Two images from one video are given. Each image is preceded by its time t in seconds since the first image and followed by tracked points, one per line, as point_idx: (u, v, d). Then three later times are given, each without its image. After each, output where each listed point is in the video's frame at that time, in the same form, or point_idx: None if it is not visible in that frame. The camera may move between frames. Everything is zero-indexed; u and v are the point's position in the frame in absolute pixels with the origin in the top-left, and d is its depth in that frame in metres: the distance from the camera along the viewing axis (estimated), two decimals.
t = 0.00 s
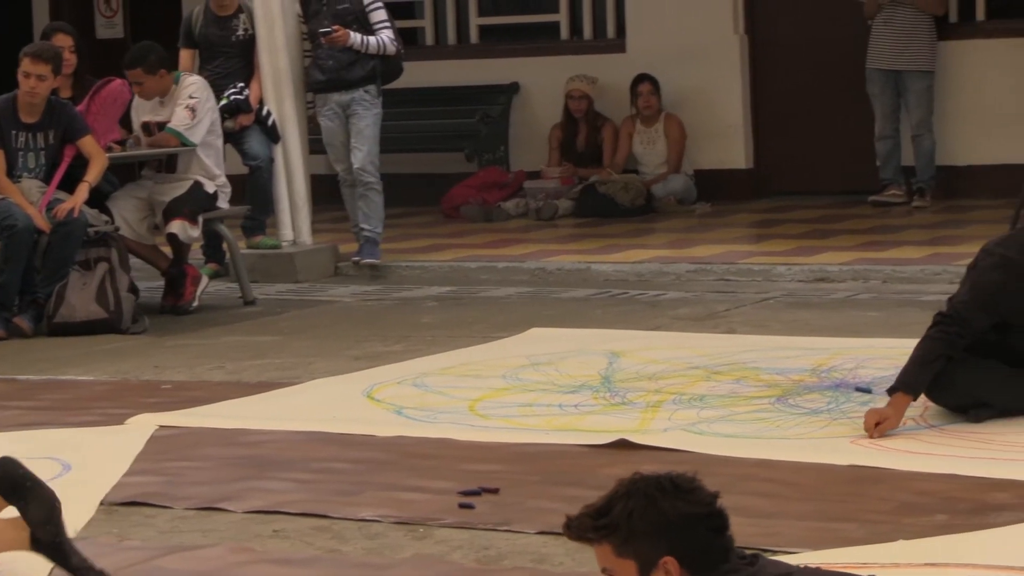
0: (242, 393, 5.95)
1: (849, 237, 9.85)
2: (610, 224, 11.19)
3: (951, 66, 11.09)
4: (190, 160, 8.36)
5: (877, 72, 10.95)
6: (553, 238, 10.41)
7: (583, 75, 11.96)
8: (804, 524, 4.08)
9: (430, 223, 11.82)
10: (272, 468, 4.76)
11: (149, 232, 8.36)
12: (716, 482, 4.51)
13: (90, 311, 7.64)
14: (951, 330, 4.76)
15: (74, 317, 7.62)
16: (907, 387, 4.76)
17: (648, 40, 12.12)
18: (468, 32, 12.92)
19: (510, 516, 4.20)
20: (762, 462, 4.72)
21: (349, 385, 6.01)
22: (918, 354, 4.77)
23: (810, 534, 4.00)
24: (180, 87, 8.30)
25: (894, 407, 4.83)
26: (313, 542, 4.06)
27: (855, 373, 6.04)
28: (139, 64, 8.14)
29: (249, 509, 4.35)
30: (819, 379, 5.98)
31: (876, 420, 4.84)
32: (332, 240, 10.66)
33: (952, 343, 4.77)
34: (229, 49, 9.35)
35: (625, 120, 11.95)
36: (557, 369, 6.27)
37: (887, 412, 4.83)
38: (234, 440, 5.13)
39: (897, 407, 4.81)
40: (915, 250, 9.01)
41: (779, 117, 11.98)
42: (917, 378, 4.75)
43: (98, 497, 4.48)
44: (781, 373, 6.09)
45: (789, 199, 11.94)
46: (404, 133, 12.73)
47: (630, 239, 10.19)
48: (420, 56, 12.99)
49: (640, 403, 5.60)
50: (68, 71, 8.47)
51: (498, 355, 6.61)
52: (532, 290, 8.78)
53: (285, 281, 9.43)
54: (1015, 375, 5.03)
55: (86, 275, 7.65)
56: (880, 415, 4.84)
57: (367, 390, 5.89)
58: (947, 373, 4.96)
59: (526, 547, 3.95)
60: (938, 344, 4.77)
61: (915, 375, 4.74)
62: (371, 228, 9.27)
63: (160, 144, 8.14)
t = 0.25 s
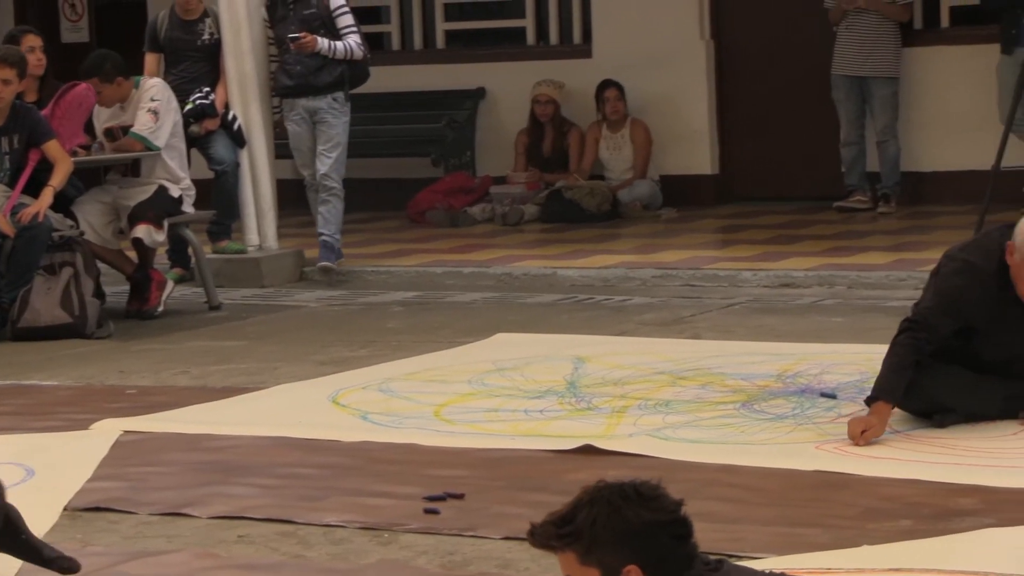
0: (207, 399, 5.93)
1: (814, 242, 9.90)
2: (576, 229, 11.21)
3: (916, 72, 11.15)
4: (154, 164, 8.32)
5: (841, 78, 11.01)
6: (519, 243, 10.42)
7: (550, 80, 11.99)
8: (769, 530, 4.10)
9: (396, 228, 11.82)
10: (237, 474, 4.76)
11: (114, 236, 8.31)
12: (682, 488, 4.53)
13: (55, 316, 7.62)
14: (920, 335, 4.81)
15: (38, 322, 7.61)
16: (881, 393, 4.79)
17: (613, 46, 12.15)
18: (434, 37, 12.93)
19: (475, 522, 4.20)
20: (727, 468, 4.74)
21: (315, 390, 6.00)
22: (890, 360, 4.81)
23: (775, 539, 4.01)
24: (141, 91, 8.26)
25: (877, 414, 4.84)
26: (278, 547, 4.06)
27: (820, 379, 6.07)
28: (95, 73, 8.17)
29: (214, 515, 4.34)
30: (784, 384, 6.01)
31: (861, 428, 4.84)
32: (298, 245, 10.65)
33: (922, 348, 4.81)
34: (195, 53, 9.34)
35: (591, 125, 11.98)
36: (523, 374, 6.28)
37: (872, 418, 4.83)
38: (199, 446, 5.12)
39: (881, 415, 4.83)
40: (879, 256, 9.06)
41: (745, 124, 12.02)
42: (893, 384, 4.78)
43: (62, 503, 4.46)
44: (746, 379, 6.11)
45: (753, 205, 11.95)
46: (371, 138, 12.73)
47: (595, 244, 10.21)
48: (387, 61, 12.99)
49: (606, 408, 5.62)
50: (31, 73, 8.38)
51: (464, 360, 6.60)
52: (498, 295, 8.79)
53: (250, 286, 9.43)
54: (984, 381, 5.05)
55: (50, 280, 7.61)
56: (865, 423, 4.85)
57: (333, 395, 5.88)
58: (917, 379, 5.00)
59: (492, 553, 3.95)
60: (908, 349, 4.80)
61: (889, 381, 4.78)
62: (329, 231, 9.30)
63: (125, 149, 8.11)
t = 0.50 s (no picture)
0: (173, 405, 5.92)
1: (780, 248, 9.95)
2: (542, 235, 11.23)
3: (881, 79, 11.21)
4: (120, 170, 8.28)
5: (807, 84, 11.05)
6: (486, 249, 10.43)
7: (516, 86, 12.02)
8: (735, 536, 4.12)
9: (363, 234, 11.82)
10: (203, 480, 4.75)
11: (80, 243, 8.29)
12: (648, 493, 4.54)
13: (20, 321, 7.61)
14: (894, 344, 4.82)
15: (3, 327, 7.61)
16: (866, 404, 4.80)
17: (580, 52, 12.19)
18: (401, 42, 12.94)
19: (441, 527, 4.21)
20: (693, 473, 4.76)
21: (281, 396, 6.00)
22: (869, 371, 4.80)
23: (741, 545, 4.03)
24: (104, 97, 8.23)
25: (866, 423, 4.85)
26: (244, 554, 4.06)
27: (785, 384, 6.10)
28: (56, 81, 8.13)
29: (180, 521, 4.34)
30: (750, 390, 6.03)
31: (858, 437, 4.83)
32: (264, 251, 10.63)
33: (898, 355, 4.83)
34: (161, 59, 9.33)
35: (557, 132, 12.00)
36: (490, 380, 6.29)
37: (864, 425, 4.84)
38: (165, 452, 5.11)
39: (872, 421, 4.84)
40: (845, 262, 9.10)
41: (712, 130, 12.05)
42: (874, 394, 4.79)
43: (26, 510, 4.45)
44: (712, 384, 6.14)
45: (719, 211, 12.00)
46: (337, 144, 12.73)
47: (562, 250, 10.23)
48: (353, 67, 13.00)
49: (572, 414, 5.63)
50: None
51: (431, 366, 6.61)
52: (464, 301, 8.80)
53: (216, 292, 9.42)
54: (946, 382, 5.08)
55: (15, 286, 7.57)
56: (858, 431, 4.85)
57: (299, 402, 5.88)
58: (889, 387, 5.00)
59: (458, 559, 3.96)
60: (885, 358, 4.81)
61: (871, 391, 4.78)
62: (298, 238, 9.26)
63: (90, 154, 8.12)
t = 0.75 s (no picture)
0: (143, 408, 5.91)
1: (749, 250, 9.99)
2: (512, 238, 11.25)
3: (850, 82, 11.27)
4: (88, 173, 8.28)
5: (776, 86, 11.10)
6: (456, 251, 10.44)
7: (486, 89, 12.06)
8: (705, 537, 4.14)
9: (333, 237, 11.82)
10: (173, 483, 4.75)
11: (49, 245, 8.29)
12: (617, 495, 4.56)
13: None
14: (885, 349, 4.72)
15: None
16: (868, 408, 4.74)
17: (549, 55, 12.22)
18: (370, 45, 12.94)
19: (412, 530, 4.22)
20: (662, 475, 4.78)
21: (250, 398, 6.00)
22: (864, 379, 4.73)
23: (711, 547, 4.06)
24: (72, 99, 8.19)
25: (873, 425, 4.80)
26: (213, 557, 4.06)
27: (755, 386, 6.13)
28: (24, 84, 8.07)
29: (149, 524, 4.34)
30: (719, 392, 6.06)
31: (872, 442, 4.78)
32: (234, 254, 10.63)
33: (889, 361, 4.74)
34: (130, 62, 9.28)
35: (527, 134, 12.03)
36: (459, 383, 6.30)
37: (871, 429, 4.79)
38: (134, 455, 5.10)
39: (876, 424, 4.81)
40: (814, 264, 9.15)
41: (682, 133, 12.07)
42: (871, 399, 4.74)
43: None
44: (682, 387, 6.16)
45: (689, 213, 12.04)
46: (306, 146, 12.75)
47: (532, 253, 10.25)
48: (323, 69, 13.00)
49: (542, 416, 5.65)
50: None
51: (400, 369, 6.62)
52: (434, 304, 8.81)
53: (185, 295, 9.41)
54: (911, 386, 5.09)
55: None
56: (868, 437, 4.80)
57: (269, 404, 5.87)
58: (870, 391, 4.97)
59: (428, 561, 3.96)
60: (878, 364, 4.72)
61: (869, 396, 4.72)
62: (271, 241, 9.28)
63: (59, 157, 8.05)
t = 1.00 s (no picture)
0: (117, 409, 5.91)
1: (725, 252, 10.02)
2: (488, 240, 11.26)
3: (826, 84, 11.31)
4: (63, 174, 8.26)
5: (753, 88, 11.12)
6: (431, 253, 10.45)
7: (461, 91, 12.07)
8: (679, 539, 4.15)
9: (308, 238, 11.81)
10: (148, 484, 4.74)
11: (24, 246, 8.27)
12: (592, 497, 4.57)
13: None
14: (881, 352, 4.73)
15: None
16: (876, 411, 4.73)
17: (525, 56, 12.23)
18: (346, 46, 12.94)
19: (386, 531, 4.22)
20: (637, 477, 4.79)
21: (225, 400, 5.99)
22: (865, 384, 4.72)
23: (685, 548, 4.07)
24: (47, 100, 8.17)
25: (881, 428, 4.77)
26: (188, 558, 4.06)
27: (730, 388, 6.16)
28: None
29: (123, 526, 4.33)
30: (695, 394, 6.07)
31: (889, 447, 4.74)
32: (209, 254, 10.61)
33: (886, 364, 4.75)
34: (105, 63, 9.25)
35: (503, 136, 12.04)
36: (435, 384, 6.30)
37: (884, 434, 4.75)
38: (108, 456, 5.10)
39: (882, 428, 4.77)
40: (789, 266, 9.18)
41: (658, 136, 12.08)
42: (876, 403, 4.73)
43: None
44: (658, 389, 6.18)
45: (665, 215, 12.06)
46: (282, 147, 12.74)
47: (507, 254, 10.26)
48: (299, 70, 13.00)
49: (517, 418, 5.65)
50: None
51: (376, 370, 6.62)
52: (410, 305, 8.82)
53: (161, 296, 9.40)
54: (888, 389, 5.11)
55: None
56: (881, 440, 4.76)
57: (244, 406, 5.87)
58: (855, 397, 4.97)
59: (403, 562, 3.97)
60: (876, 368, 4.72)
61: (874, 398, 4.71)
62: (246, 242, 9.27)
63: (34, 158, 8.00)
